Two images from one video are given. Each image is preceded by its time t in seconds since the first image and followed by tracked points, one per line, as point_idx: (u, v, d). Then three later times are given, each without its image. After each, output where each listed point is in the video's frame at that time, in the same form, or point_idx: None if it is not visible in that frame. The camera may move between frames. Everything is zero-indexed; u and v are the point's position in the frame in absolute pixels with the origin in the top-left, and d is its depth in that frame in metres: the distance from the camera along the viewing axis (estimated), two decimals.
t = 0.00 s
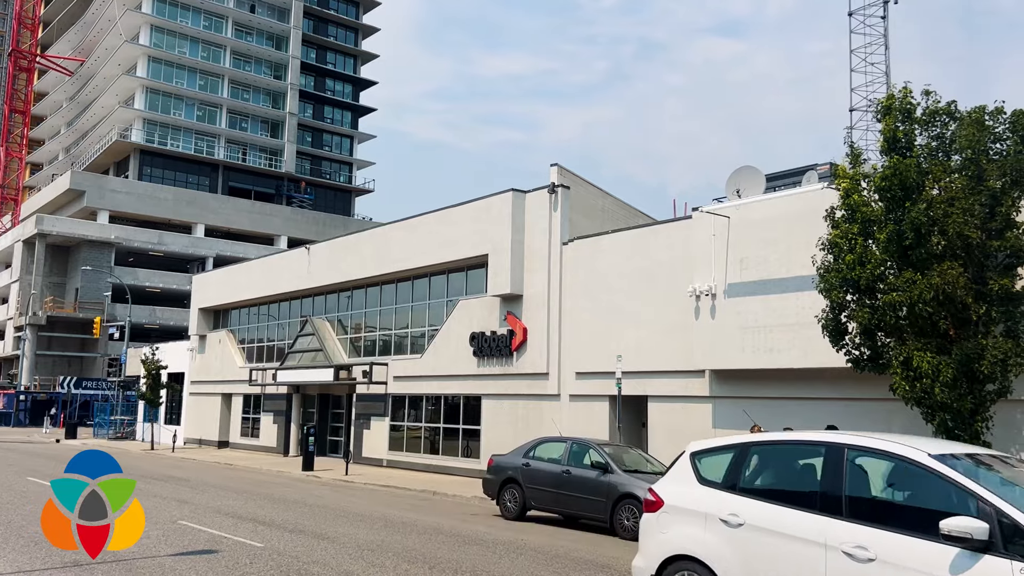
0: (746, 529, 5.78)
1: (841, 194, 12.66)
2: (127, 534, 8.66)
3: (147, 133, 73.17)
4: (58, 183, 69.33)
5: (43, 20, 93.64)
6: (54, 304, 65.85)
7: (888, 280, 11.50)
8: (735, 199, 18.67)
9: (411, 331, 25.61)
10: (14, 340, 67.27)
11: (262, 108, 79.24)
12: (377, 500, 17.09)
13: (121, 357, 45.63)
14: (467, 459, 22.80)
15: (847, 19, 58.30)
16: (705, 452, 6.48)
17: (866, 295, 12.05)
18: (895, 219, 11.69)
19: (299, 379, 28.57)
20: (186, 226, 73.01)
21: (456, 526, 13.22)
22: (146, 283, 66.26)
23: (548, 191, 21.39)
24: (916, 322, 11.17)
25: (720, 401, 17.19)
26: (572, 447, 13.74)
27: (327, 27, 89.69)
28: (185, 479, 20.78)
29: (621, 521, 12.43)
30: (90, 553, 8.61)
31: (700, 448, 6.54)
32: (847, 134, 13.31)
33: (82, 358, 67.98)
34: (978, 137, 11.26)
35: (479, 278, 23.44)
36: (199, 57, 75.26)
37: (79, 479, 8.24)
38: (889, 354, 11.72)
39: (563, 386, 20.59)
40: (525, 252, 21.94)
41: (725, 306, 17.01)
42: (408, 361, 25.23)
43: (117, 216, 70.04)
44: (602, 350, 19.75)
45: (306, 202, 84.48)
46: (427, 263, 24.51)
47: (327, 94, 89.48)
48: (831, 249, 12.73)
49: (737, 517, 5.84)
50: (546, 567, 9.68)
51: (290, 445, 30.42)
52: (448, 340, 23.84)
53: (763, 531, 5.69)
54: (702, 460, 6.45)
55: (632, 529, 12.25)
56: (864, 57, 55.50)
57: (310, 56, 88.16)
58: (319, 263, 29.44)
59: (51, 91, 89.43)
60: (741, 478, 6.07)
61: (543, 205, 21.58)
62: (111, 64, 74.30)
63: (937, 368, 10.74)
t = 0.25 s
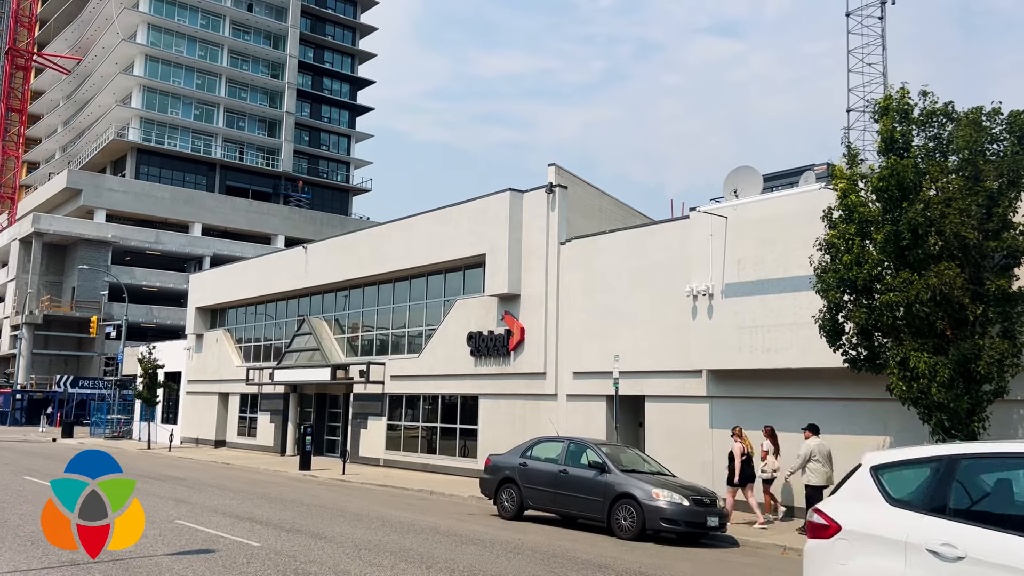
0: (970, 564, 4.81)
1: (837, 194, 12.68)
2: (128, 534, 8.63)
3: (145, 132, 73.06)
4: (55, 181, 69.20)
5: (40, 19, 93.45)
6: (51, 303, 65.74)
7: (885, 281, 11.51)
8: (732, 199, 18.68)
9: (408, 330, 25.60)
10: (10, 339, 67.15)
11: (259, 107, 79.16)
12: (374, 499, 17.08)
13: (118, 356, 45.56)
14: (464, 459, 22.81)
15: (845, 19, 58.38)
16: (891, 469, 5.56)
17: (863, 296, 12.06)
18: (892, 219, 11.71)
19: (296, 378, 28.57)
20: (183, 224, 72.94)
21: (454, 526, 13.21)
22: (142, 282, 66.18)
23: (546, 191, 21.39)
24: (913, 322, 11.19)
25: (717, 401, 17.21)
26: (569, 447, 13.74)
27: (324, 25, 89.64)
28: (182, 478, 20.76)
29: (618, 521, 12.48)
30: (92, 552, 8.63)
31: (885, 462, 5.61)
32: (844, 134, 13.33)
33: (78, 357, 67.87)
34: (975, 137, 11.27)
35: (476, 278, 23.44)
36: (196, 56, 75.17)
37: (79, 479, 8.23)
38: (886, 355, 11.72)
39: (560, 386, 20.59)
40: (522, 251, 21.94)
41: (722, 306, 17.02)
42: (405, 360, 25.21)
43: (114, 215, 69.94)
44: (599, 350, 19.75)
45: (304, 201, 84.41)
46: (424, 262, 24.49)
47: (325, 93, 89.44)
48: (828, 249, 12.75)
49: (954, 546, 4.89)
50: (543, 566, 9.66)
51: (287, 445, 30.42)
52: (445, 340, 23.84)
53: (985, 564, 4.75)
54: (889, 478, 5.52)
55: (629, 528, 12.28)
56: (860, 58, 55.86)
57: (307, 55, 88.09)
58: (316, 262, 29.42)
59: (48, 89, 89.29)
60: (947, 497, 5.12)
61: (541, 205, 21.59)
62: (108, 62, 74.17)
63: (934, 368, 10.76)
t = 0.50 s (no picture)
0: None
1: (835, 195, 12.70)
2: (127, 534, 8.59)
3: (142, 131, 72.96)
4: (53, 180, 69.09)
5: (38, 18, 93.34)
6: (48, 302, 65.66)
7: (883, 281, 11.52)
8: (730, 199, 18.70)
9: (406, 330, 25.59)
10: (7, 338, 67.09)
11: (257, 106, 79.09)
12: (372, 499, 17.06)
13: (116, 355, 45.54)
14: (462, 458, 22.80)
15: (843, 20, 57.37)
16: None
17: (861, 296, 12.07)
18: (891, 219, 11.72)
19: (294, 378, 28.56)
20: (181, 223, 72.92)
21: (452, 525, 13.23)
22: (140, 281, 66.12)
23: (544, 190, 21.40)
24: (912, 322, 11.19)
25: (715, 401, 17.22)
26: (568, 446, 13.74)
27: (322, 25, 89.63)
28: (180, 477, 20.75)
29: (615, 521, 12.48)
30: (90, 552, 8.59)
31: None
32: (843, 134, 13.34)
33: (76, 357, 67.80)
34: (973, 137, 11.28)
35: (475, 277, 23.41)
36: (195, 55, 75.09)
37: (78, 478, 8.21)
38: (884, 355, 11.73)
39: (558, 386, 20.60)
40: (520, 251, 21.94)
41: (721, 306, 17.01)
42: (403, 360, 25.19)
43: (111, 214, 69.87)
44: (597, 350, 19.76)
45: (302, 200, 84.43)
46: (422, 262, 24.47)
47: (323, 92, 89.42)
48: (826, 250, 12.76)
49: None
50: (542, 566, 9.64)
51: (285, 444, 30.41)
52: (444, 339, 23.83)
53: None
54: None
55: (627, 528, 12.29)
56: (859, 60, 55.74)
57: (305, 55, 88.09)
58: (314, 261, 29.41)
59: (46, 88, 89.19)
60: None
61: (539, 204, 21.59)
62: (106, 61, 74.06)
63: (932, 368, 10.78)
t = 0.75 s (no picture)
0: None
1: (835, 195, 12.70)
2: (127, 534, 8.59)
3: (142, 130, 72.93)
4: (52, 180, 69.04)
5: (37, 17, 93.30)
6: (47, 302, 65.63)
7: (882, 282, 11.53)
8: (730, 199, 18.70)
9: (405, 330, 25.57)
10: (6, 337, 67.06)
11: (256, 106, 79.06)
12: (371, 499, 17.07)
13: (115, 354, 45.48)
14: (461, 458, 22.80)
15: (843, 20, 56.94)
16: None
17: (861, 296, 12.07)
18: (890, 220, 11.72)
19: (293, 378, 28.57)
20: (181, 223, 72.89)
21: (451, 525, 13.22)
22: (139, 280, 66.09)
23: (544, 190, 21.39)
24: (912, 322, 11.19)
25: (714, 401, 17.22)
26: (567, 446, 13.73)
27: (322, 24, 89.61)
28: (178, 476, 20.75)
29: (615, 521, 12.48)
30: (89, 552, 8.58)
31: None
32: (842, 134, 13.33)
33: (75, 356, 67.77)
34: (972, 138, 11.28)
35: (474, 277, 23.39)
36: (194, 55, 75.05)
37: (78, 478, 8.20)
38: (883, 356, 11.74)
39: (557, 386, 20.60)
40: (520, 251, 21.93)
41: (720, 306, 17.01)
42: (402, 360, 25.18)
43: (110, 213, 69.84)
44: (597, 350, 19.76)
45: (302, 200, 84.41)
46: (421, 262, 24.46)
47: (322, 92, 89.40)
48: (826, 250, 12.76)
49: None
50: (540, 566, 9.63)
51: (284, 444, 30.42)
52: (443, 339, 23.82)
53: None
54: None
55: (626, 528, 12.30)
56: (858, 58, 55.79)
57: (305, 54, 88.10)
58: (313, 261, 29.39)
59: (45, 87, 89.14)
60: None
61: (539, 204, 21.58)
62: (105, 61, 74.02)
63: (931, 368, 10.78)
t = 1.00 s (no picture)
0: None
1: (835, 195, 12.70)
2: (127, 534, 8.58)
3: (142, 130, 72.91)
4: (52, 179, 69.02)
5: (37, 17, 93.30)
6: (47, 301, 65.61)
7: (882, 282, 11.54)
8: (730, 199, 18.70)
9: (405, 330, 25.57)
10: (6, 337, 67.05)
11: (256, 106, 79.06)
12: (371, 499, 17.05)
13: (114, 354, 45.42)
14: (461, 458, 22.80)
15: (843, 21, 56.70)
16: None
17: (861, 296, 12.07)
18: (890, 220, 11.71)
19: (293, 377, 28.57)
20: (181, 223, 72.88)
21: (451, 525, 13.22)
22: (139, 280, 66.07)
23: (544, 190, 21.39)
24: (912, 322, 11.19)
25: (714, 402, 17.22)
26: (567, 446, 13.73)
27: (322, 24, 89.59)
28: (178, 476, 20.73)
29: (615, 521, 12.48)
30: (89, 552, 8.56)
31: None
32: (842, 134, 13.33)
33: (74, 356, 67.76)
34: (973, 138, 11.28)
35: (474, 277, 23.39)
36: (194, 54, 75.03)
37: (77, 478, 8.20)
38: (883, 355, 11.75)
39: (557, 386, 20.60)
40: (520, 251, 21.93)
41: (720, 307, 17.00)
42: (402, 360, 25.17)
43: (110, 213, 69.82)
44: (597, 350, 19.76)
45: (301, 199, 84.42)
46: (421, 261, 24.46)
47: (322, 92, 89.40)
48: (826, 250, 12.76)
49: None
50: (541, 566, 9.63)
51: (284, 443, 30.43)
52: (443, 338, 23.81)
53: None
54: None
55: (626, 529, 12.30)
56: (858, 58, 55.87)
57: (305, 54, 88.11)
58: (313, 260, 29.37)
59: (45, 87, 89.14)
60: None
61: (539, 204, 21.58)
62: (106, 61, 74.02)
63: (931, 368, 10.79)
